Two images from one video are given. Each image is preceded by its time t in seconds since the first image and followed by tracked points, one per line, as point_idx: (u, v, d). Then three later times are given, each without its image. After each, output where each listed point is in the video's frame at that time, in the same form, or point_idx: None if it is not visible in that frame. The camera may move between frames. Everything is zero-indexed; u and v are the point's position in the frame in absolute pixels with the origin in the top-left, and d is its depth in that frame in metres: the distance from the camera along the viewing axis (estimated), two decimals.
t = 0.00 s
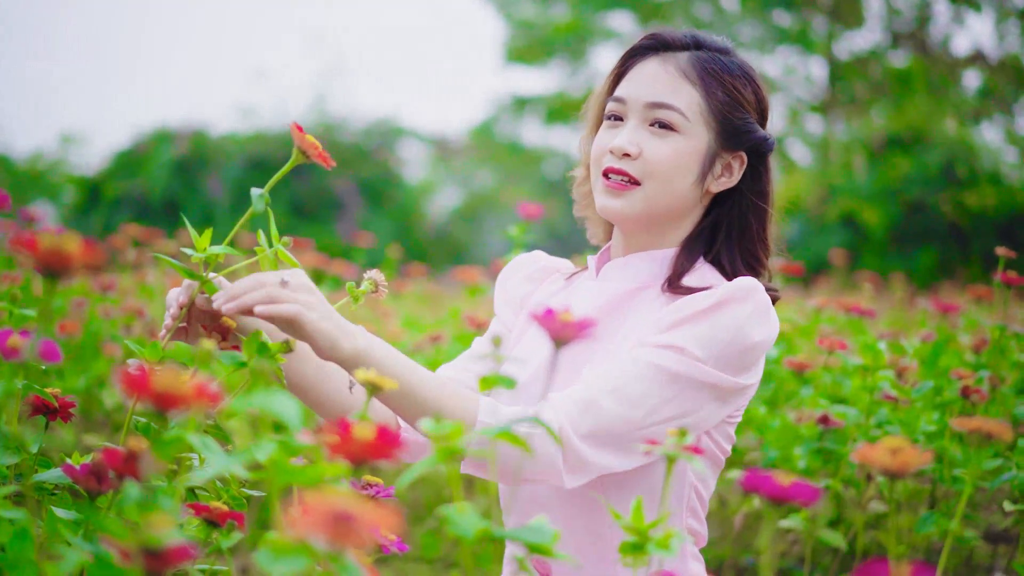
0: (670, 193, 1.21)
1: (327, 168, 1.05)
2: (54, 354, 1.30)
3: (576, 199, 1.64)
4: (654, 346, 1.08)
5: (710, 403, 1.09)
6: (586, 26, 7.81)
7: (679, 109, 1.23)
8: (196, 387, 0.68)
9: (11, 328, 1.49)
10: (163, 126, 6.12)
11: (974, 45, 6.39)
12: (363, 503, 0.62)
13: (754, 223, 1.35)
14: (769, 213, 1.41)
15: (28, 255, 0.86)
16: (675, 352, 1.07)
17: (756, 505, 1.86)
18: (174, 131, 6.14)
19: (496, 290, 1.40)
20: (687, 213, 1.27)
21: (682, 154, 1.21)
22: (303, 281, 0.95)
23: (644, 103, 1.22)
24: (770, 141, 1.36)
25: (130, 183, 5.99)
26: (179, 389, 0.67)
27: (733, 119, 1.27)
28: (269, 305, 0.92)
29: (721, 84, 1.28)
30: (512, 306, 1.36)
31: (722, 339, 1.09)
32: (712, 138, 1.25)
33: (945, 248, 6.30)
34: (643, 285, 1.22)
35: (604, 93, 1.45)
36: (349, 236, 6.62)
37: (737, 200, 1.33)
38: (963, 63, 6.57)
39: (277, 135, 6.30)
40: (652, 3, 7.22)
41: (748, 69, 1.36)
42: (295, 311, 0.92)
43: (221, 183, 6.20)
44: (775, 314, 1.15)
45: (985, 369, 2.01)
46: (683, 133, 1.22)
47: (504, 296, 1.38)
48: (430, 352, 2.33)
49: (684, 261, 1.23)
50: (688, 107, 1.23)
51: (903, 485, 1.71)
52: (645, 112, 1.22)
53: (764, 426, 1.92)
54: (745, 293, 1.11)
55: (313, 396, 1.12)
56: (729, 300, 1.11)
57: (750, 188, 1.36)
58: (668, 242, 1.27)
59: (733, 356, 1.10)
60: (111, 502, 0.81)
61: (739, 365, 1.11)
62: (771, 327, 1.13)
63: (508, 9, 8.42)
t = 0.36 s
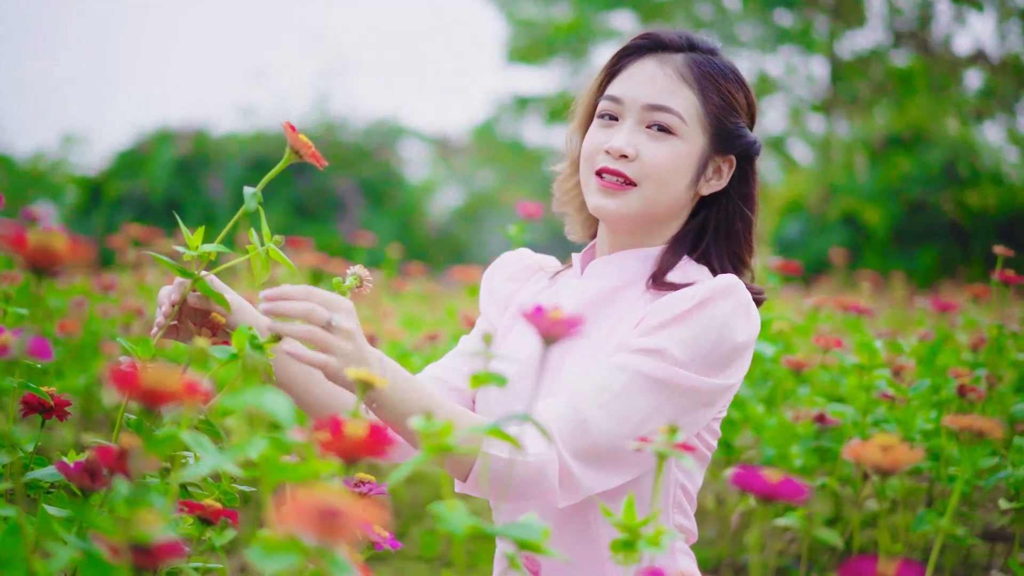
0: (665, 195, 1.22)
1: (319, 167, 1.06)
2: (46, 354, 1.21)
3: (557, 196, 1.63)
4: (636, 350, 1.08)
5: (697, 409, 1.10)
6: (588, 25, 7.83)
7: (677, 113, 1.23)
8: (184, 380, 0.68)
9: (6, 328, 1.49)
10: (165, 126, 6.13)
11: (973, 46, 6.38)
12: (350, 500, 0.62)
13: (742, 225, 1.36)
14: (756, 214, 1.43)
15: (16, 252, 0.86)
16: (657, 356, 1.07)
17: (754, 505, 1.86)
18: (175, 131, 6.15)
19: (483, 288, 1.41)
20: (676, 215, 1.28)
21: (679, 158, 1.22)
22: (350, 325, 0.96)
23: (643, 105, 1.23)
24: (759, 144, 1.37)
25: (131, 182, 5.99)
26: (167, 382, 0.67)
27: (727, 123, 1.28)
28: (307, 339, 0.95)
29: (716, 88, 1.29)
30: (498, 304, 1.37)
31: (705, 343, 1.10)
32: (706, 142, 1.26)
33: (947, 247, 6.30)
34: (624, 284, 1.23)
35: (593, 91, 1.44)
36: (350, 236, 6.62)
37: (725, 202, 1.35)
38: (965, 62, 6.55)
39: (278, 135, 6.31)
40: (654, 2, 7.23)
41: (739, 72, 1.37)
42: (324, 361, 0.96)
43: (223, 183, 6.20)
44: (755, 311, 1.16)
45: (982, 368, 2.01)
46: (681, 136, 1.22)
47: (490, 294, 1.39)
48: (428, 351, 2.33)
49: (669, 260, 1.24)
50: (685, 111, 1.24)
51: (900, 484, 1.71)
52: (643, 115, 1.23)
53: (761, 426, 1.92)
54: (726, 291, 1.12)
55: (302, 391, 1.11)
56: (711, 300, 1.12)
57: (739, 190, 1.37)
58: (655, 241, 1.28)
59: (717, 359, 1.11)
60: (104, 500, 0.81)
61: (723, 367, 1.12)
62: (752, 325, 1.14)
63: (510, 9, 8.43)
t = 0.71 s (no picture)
0: (652, 198, 1.23)
1: (308, 164, 1.06)
2: (33, 351, 1.22)
3: (538, 195, 1.63)
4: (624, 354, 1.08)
5: (687, 412, 1.10)
6: (588, 25, 7.85)
7: (665, 116, 1.23)
8: (166, 379, 0.69)
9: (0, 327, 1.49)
10: (164, 125, 6.13)
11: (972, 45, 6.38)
12: (330, 497, 0.62)
13: (724, 225, 1.39)
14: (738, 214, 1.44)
15: (2, 251, 0.86)
16: (647, 360, 1.08)
17: (749, 504, 1.86)
18: (175, 130, 6.15)
19: (463, 288, 1.41)
20: (661, 217, 1.29)
21: (666, 161, 1.23)
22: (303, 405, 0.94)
23: (632, 109, 1.23)
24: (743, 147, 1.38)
25: (131, 182, 6.00)
26: (149, 380, 0.68)
27: (713, 126, 1.29)
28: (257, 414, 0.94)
29: (703, 91, 1.29)
30: (480, 304, 1.37)
31: (694, 345, 1.10)
32: (692, 146, 1.27)
33: (947, 246, 6.29)
34: (608, 283, 1.25)
35: (576, 92, 1.44)
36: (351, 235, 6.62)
37: (707, 203, 1.36)
38: (965, 62, 6.52)
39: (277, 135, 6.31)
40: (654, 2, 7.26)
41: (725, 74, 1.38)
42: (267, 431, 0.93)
43: (223, 183, 6.19)
44: (739, 312, 1.17)
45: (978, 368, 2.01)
46: (668, 139, 1.23)
47: (472, 294, 1.39)
48: (426, 351, 2.34)
49: (653, 259, 1.25)
50: (673, 114, 1.24)
51: (895, 484, 1.71)
52: (632, 118, 1.23)
53: (756, 426, 1.92)
54: (710, 292, 1.13)
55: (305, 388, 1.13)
56: (698, 301, 1.12)
57: (721, 190, 1.39)
58: (641, 240, 1.29)
59: (705, 361, 1.11)
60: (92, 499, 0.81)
61: (710, 369, 1.12)
62: (736, 326, 1.15)
63: (510, 9, 8.44)
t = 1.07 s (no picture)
0: (646, 201, 1.23)
1: (306, 165, 1.06)
2: (32, 353, 1.20)
3: (530, 194, 1.63)
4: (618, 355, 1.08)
5: (681, 412, 1.10)
6: (593, 25, 7.87)
7: (659, 118, 1.23)
8: (162, 381, 0.69)
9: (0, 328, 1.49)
10: (169, 125, 6.14)
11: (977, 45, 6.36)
12: (325, 499, 0.62)
13: (717, 226, 1.39)
14: (731, 216, 1.45)
15: None
16: (642, 361, 1.08)
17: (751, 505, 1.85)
18: (180, 130, 6.17)
19: (456, 288, 1.41)
20: (654, 219, 1.29)
21: (660, 164, 1.23)
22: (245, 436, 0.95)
23: (626, 111, 1.23)
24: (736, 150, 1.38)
25: (135, 182, 6.02)
26: (146, 383, 0.68)
27: (706, 129, 1.29)
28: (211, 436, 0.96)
29: (698, 93, 1.30)
30: (474, 305, 1.37)
31: (688, 346, 1.10)
32: (686, 149, 1.27)
33: (951, 246, 6.26)
34: (601, 283, 1.25)
35: (571, 92, 1.43)
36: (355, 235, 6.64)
37: (700, 204, 1.36)
38: (970, 62, 6.49)
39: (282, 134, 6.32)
40: (658, 3, 7.29)
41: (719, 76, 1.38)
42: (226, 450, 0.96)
43: (227, 183, 6.20)
44: (733, 313, 1.17)
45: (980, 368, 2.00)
46: (662, 142, 1.23)
47: (465, 293, 1.39)
48: (428, 350, 2.34)
49: (644, 260, 1.25)
50: (667, 117, 1.24)
51: (896, 484, 1.71)
52: (626, 120, 1.23)
53: (758, 426, 1.92)
54: (704, 293, 1.14)
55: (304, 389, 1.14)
56: (691, 302, 1.12)
57: (714, 191, 1.39)
58: (634, 240, 1.29)
59: (698, 361, 1.12)
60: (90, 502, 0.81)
61: (703, 369, 1.13)
62: (729, 327, 1.15)
63: (514, 8, 8.46)
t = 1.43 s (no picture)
0: (645, 202, 1.23)
1: (314, 168, 1.06)
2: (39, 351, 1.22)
3: (535, 192, 1.63)
4: (616, 353, 1.08)
5: (679, 411, 1.10)
6: (602, 24, 7.89)
7: (659, 121, 1.23)
8: (166, 382, 0.69)
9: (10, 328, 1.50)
10: (179, 125, 6.16)
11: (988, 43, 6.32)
12: (330, 500, 0.62)
13: (719, 229, 1.39)
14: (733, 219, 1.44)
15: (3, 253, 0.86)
16: (641, 359, 1.08)
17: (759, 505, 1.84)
18: (190, 130, 6.18)
19: (457, 289, 1.41)
20: (653, 220, 1.29)
21: (660, 166, 1.23)
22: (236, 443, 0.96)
23: (627, 113, 1.23)
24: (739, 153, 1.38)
25: (145, 182, 6.04)
26: (149, 384, 0.68)
27: (708, 133, 1.29)
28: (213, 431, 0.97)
29: (700, 96, 1.29)
30: (475, 306, 1.37)
31: (686, 344, 1.10)
32: (687, 152, 1.26)
33: (963, 248, 6.15)
34: (601, 283, 1.25)
35: (575, 92, 1.43)
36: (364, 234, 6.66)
37: (702, 206, 1.36)
38: (981, 61, 6.39)
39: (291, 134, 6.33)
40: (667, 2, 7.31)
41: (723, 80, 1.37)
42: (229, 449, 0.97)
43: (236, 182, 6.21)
44: (732, 312, 1.17)
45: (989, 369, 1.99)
46: (663, 145, 1.23)
47: (466, 294, 1.39)
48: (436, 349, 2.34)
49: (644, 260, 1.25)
50: (667, 120, 1.24)
51: (905, 484, 1.70)
52: (627, 122, 1.23)
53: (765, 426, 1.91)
54: (703, 292, 1.13)
55: (306, 388, 1.15)
56: (690, 300, 1.12)
57: (716, 194, 1.38)
58: (634, 240, 1.29)
59: (697, 360, 1.11)
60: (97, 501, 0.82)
61: (702, 368, 1.12)
62: (728, 326, 1.15)
63: (524, 8, 8.45)
